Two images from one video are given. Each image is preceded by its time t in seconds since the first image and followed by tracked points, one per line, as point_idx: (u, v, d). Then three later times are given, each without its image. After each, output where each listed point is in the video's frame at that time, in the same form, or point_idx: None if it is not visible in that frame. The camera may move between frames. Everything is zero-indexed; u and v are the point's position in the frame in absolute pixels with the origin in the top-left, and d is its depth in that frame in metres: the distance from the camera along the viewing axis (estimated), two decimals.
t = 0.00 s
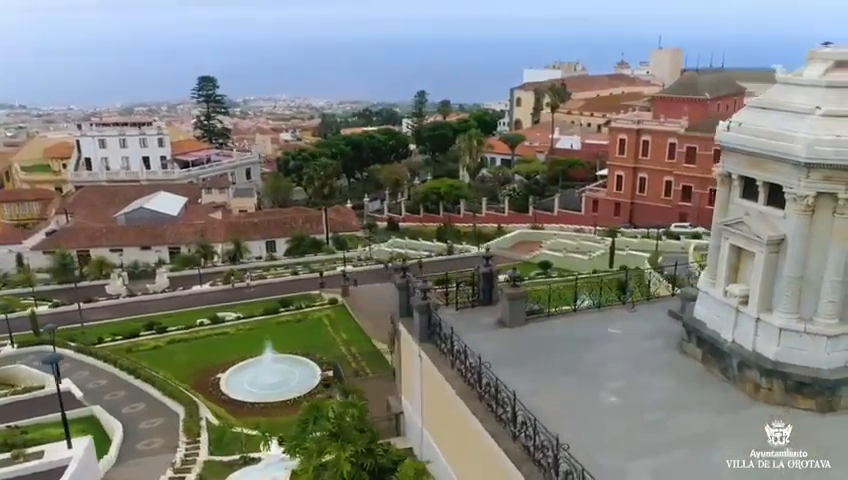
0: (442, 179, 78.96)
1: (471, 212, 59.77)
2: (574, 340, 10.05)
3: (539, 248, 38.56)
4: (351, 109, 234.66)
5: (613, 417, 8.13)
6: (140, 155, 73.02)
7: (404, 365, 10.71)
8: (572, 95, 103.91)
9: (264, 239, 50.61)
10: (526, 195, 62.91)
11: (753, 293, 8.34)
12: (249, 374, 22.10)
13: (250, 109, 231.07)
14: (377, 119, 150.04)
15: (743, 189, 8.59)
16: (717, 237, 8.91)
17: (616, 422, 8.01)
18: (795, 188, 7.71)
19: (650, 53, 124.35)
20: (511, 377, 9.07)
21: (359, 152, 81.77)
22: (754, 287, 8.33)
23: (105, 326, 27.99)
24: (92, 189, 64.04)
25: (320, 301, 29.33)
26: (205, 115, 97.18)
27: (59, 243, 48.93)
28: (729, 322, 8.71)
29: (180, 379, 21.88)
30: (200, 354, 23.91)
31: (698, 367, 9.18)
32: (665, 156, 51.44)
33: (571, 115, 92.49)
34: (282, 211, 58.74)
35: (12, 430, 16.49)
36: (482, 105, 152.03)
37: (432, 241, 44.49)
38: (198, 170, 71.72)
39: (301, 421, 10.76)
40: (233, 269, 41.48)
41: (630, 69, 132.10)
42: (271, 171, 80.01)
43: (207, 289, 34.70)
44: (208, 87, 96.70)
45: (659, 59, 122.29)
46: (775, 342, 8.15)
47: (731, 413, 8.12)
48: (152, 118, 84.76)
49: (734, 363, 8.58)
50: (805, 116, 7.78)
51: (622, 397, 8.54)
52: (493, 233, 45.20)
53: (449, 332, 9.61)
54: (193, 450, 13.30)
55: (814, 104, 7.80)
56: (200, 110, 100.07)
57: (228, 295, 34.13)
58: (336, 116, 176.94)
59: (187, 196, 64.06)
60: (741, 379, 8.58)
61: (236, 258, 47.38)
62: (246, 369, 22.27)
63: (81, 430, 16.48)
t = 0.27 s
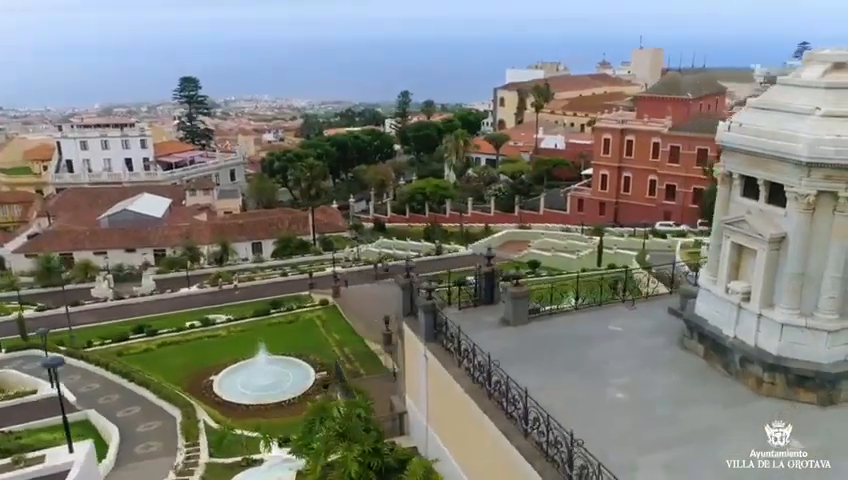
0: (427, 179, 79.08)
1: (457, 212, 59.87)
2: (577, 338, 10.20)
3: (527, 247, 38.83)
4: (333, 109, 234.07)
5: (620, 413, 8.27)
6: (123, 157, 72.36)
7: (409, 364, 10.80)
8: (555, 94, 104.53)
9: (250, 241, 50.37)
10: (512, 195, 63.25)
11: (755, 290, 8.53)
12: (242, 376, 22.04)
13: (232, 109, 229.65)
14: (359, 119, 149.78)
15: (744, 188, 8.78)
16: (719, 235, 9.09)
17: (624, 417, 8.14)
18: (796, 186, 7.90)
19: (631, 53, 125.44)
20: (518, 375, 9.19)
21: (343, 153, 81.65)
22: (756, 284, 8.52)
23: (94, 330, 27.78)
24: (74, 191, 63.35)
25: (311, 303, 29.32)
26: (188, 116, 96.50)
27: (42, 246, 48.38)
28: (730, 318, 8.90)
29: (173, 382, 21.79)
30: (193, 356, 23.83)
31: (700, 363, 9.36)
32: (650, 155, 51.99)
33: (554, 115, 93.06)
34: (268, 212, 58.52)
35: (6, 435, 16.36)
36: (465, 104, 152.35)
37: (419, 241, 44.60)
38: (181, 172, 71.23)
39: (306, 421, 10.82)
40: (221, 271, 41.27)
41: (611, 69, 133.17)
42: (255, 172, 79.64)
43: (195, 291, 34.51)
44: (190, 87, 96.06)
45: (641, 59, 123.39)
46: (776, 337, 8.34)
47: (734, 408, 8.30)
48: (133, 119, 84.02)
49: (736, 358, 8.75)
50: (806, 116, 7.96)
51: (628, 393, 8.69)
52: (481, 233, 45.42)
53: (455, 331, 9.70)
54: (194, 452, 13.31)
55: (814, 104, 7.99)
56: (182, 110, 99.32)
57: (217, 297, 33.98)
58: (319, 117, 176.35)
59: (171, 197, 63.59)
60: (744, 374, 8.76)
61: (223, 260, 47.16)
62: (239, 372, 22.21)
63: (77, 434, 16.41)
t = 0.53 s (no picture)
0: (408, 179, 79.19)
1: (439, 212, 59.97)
2: (582, 334, 10.37)
3: (512, 246, 39.11)
4: (310, 110, 233.11)
5: (630, 407, 8.47)
6: (100, 159, 71.44)
7: (416, 363, 10.91)
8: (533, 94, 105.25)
9: (233, 243, 50.04)
10: (494, 194, 63.62)
11: (758, 285, 8.78)
12: (235, 378, 22.00)
13: (207, 111, 227.45)
14: (337, 120, 149.31)
15: (746, 186, 9.04)
16: (721, 233, 9.34)
17: (634, 410, 8.35)
18: (798, 185, 8.17)
19: (608, 52, 126.76)
20: (528, 371, 9.34)
21: (324, 154, 81.43)
22: (759, 279, 8.78)
23: (80, 334, 27.48)
24: (51, 195, 62.41)
25: (299, 304, 29.28)
26: (165, 118, 95.54)
27: (20, 251, 47.64)
28: (733, 313, 9.16)
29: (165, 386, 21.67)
30: (184, 359, 23.71)
31: (703, 357, 9.59)
32: (630, 154, 52.68)
33: (533, 115, 93.69)
34: (249, 213, 58.19)
35: None
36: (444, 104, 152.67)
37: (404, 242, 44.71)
38: (160, 174, 70.53)
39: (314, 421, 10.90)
40: (206, 274, 41.00)
41: (588, 69, 134.41)
42: (235, 174, 79.08)
43: (180, 294, 34.25)
44: (168, 89, 95.14)
45: (617, 59, 124.66)
46: (780, 331, 8.60)
47: (740, 400, 8.54)
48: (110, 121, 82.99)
49: (740, 351, 9.00)
50: (806, 117, 8.23)
51: (637, 387, 8.89)
52: (465, 232, 45.67)
53: (464, 328, 9.84)
54: (197, 455, 13.32)
55: (814, 105, 8.26)
56: (159, 112, 98.29)
57: (203, 299, 33.76)
58: (296, 119, 173.50)
59: (151, 200, 62.94)
60: (748, 367, 9.01)
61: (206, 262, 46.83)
62: (232, 374, 22.17)
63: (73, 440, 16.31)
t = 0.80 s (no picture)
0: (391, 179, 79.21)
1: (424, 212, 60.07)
2: (587, 331, 10.54)
3: (499, 245, 39.33)
4: (290, 110, 232.05)
5: (639, 401, 8.65)
6: (80, 161, 70.54)
7: (422, 362, 11.03)
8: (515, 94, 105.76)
9: (218, 244, 49.73)
10: (478, 194, 63.87)
11: (761, 281, 9.02)
12: (229, 379, 21.97)
13: (186, 111, 225.26)
14: (318, 121, 148.73)
15: (748, 185, 9.27)
16: (724, 230, 9.57)
17: (643, 404, 8.54)
18: (800, 183, 8.41)
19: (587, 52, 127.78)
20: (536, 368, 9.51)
21: (307, 154, 81.13)
22: (762, 275, 9.01)
23: (68, 338, 27.21)
24: (30, 197, 61.50)
25: (290, 305, 29.24)
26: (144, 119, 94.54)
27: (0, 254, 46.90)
28: (737, 308, 9.39)
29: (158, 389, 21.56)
30: (176, 362, 23.57)
31: (707, 352, 9.80)
32: (613, 153, 53.24)
33: (515, 115, 94.18)
34: (233, 215, 57.85)
35: None
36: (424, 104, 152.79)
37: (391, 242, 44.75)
38: (141, 176, 69.81)
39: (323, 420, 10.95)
40: (192, 276, 40.71)
41: (568, 69, 135.41)
42: (217, 175, 78.49)
43: (168, 297, 34.00)
44: (147, 89, 94.16)
45: (596, 59, 125.70)
46: (783, 325, 8.85)
47: (745, 393, 8.76)
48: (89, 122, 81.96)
49: (743, 345, 9.23)
50: (808, 117, 8.46)
51: (645, 382, 9.07)
52: (451, 232, 45.83)
53: (472, 327, 9.98)
54: (199, 457, 13.31)
55: (815, 105, 8.50)
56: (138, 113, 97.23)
57: (191, 301, 33.55)
58: (276, 119, 172.45)
59: (133, 202, 62.30)
60: (751, 361, 9.25)
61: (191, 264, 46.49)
62: (227, 375, 22.14)
63: (70, 445, 16.20)
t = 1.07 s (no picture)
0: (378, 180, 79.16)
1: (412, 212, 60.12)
2: (592, 328, 10.69)
3: (490, 245, 39.47)
4: (273, 111, 231.00)
5: (647, 397, 8.80)
6: (64, 163, 69.82)
7: (428, 361, 11.13)
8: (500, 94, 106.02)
9: (206, 246, 49.46)
10: (466, 194, 64.02)
11: (763, 277, 9.22)
12: (226, 380, 21.99)
13: (168, 112, 223.40)
14: (301, 121, 148.17)
15: (749, 183, 9.47)
16: (726, 228, 9.76)
17: (650, 399, 8.70)
18: (802, 181, 8.61)
19: (571, 52, 128.39)
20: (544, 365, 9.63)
21: (294, 155, 80.86)
22: (765, 272, 9.20)
23: (59, 342, 27.00)
24: (14, 200, 60.75)
25: (283, 307, 29.18)
26: (128, 120, 93.71)
27: None
28: (739, 305, 9.58)
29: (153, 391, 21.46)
30: (171, 364, 23.46)
31: (710, 347, 9.97)
32: (600, 152, 53.62)
33: (501, 115, 94.45)
34: (221, 216, 57.56)
35: None
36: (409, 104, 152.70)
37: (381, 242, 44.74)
38: (127, 177, 69.21)
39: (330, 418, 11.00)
40: (181, 277, 40.48)
41: (553, 69, 136.01)
42: (203, 176, 77.97)
43: (158, 299, 33.80)
44: (131, 90, 93.36)
45: (581, 59, 126.30)
46: (784, 320, 9.05)
47: (750, 387, 8.94)
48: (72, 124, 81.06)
49: (746, 341, 9.42)
50: (809, 117, 8.65)
51: (651, 378, 9.22)
52: (440, 232, 45.90)
53: (479, 326, 10.10)
54: (202, 459, 13.30)
55: (817, 105, 8.70)
56: (122, 115, 96.36)
57: (182, 303, 33.37)
58: (260, 119, 171.60)
59: (118, 204, 61.75)
60: (754, 356, 9.43)
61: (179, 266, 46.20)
62: (224, 376, 22.16)
63: (67, 449, 16.13)
